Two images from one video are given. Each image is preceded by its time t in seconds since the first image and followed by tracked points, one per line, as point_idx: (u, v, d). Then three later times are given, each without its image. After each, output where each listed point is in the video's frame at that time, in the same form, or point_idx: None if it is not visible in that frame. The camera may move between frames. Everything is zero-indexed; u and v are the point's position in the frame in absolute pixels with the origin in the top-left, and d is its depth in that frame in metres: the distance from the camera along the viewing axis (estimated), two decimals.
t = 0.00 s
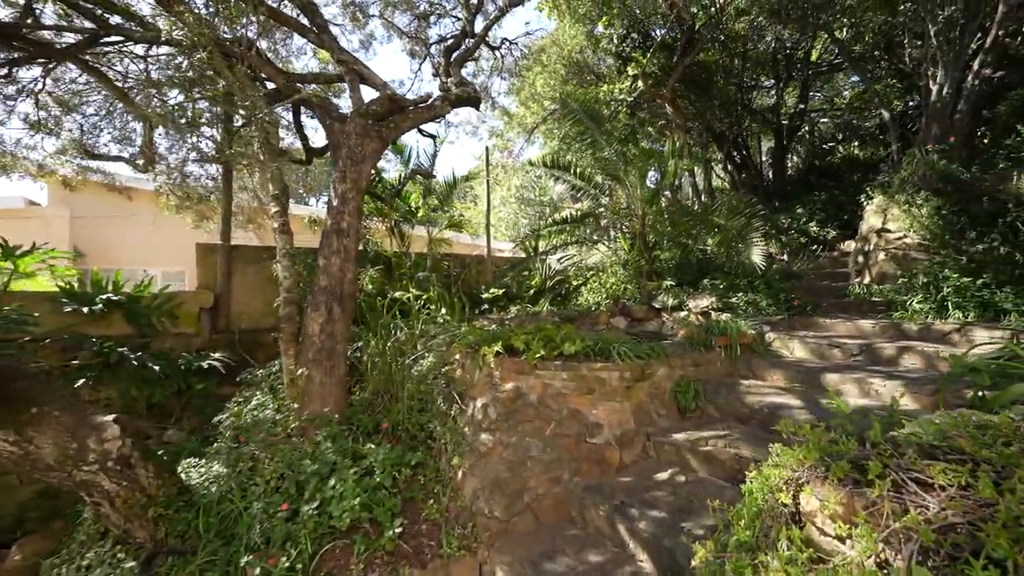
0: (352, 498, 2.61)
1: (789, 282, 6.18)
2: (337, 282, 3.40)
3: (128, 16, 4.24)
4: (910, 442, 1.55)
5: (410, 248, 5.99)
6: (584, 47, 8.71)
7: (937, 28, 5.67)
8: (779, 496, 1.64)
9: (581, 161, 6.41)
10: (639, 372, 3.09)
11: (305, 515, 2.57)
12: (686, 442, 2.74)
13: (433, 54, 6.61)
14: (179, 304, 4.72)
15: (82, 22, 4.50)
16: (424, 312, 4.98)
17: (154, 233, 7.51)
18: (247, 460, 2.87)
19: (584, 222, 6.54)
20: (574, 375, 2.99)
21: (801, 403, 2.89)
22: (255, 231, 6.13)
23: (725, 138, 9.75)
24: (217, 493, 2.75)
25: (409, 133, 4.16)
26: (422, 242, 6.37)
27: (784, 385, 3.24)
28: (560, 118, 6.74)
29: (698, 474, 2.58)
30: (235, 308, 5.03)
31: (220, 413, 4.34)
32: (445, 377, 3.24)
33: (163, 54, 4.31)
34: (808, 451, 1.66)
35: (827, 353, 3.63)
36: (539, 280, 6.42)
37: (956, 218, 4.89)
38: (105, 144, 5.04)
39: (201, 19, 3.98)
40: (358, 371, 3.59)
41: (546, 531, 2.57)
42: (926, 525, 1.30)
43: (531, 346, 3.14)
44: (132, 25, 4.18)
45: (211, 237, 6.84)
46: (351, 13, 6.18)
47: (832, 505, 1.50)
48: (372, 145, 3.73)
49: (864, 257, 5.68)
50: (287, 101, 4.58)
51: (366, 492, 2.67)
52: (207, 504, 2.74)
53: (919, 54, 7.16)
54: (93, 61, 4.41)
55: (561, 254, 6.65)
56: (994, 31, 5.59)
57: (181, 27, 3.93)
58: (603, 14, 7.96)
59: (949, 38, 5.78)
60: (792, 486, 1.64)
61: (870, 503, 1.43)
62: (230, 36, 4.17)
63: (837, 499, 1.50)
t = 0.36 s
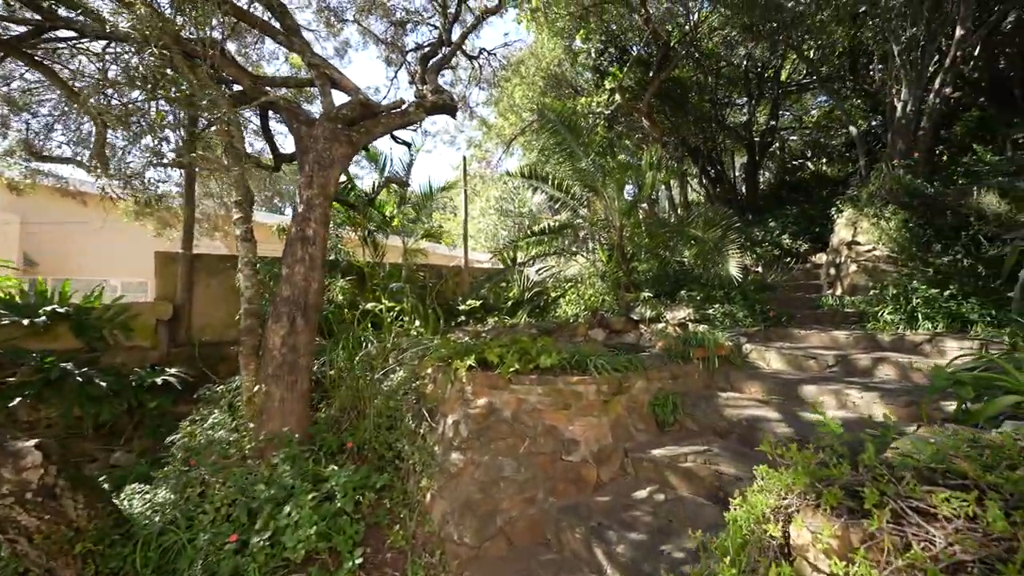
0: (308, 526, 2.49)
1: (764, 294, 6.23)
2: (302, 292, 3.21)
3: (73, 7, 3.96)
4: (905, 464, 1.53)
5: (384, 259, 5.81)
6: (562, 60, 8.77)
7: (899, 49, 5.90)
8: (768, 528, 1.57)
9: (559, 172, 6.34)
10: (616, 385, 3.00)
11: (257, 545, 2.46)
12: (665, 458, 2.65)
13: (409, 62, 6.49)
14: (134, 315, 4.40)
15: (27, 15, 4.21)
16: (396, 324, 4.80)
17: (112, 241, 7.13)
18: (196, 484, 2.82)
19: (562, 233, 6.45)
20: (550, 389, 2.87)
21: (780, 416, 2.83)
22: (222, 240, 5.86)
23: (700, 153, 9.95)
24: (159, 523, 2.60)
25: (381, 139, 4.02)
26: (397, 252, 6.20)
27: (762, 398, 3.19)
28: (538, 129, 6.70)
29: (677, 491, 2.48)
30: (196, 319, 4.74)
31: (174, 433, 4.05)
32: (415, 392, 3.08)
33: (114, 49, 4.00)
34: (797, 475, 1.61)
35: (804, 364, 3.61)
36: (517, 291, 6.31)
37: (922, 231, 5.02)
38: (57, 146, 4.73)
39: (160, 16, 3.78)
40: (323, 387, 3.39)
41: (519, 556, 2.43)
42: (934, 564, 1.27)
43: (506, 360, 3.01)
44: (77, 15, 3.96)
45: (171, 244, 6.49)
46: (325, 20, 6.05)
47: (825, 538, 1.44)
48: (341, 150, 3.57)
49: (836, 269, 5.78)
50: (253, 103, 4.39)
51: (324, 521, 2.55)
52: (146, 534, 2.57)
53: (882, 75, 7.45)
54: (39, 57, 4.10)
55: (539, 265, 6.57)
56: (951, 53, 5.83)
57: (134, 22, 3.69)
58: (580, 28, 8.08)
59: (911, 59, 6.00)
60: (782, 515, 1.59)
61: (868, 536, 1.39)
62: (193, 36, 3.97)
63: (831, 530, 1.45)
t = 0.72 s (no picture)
0: (269, 551, 2.32)
1: (741, 303, 6.31)
2: (268, 300, 3.05)
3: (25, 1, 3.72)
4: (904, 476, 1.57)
5: (359, 267, 5.65)
6: (542, 72, 8.85)
7: (866, 66, 6.11)
8: (762, 550, 1.58)
9: (540, 181, 6.31)
10: (595, 396, 2.92)
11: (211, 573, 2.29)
12: (647, 470, 2.58)
13: (389, 70, 6.38)
14: (88, 323, 4.15)
15: None
16: (371, 334, 4.64)
17: (73, 248, 6.77)
18: (147, 506, 2.62)
19: (543, 242, 6.37)
20: (528, 401, 2.78)
21: (761, 425, 2.80)
22: (190, 247, 5.62)
23: (677, 166, 10.14)
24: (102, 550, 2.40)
25: (357, 144, 3.91)
26: (374, 261, 6.04)
27: (742, 407, 3.17)
28: (518, 138, 6.67)
29: (660, 505, 2.42)
30: (157, 329, 4.47)
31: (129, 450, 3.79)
32: (388, 405, 2.95)
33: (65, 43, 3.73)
34: (791, 492, 1.62)
35: (781, 372, 3.61)
36: (496, 301, 6.26)
37: (891, 242, 5.16)
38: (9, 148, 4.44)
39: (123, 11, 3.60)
40: (290, 400, 3.22)
41: None
42: None
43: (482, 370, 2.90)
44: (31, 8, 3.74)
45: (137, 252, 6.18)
46: (303, 24, 5.93)
47: (824, 560, 1.44)
48: (314, 152, 3.43)
49: (810, 279, 5.90)
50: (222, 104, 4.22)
51: (286, 545, 2.38)
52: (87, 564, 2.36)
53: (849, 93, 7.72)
54: None
55: (519, 274, 6.52)
56: (914, 72, 6.07)
57: (93, 15, 3.50)
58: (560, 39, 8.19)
59: (877, 77, 6.23)
60: (777, 536, 1.59)
61: (868, 555, 1.42)
62: (158, 31, 3.79)
63: (830, 549, 1.45)
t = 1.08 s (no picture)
0: None
1: (714, 311, 6.42)
2: (232, 305, 2.89)
3: None
4: (901, 484, 1.62)
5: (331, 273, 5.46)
6: (520, 81, 8.90)
7: (830, 84, 6.37)
8: (761, 565, 1.59)
9: (517, 188, 6.29)
10: (574, 405, 2.87)
11: None
12: (627, 479, 2.55)
13: (365, 73, 6.26)
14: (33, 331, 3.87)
15: None
16: (342, 341, 4.47)
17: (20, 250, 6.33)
18: (89, 530, 2.41)
19: (521, 250, 6.33)
20: (507, 410, 2.71)
21: (738, 431, 2.81)
22: (148, 250, 5.32)
23: (651, 177, 10.34)
24: None
25: (330, 145, 3.78)
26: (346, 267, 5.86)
27: (719, 413, 3.18)
28: (496, 145, 6.63)
29: (640, 515, 2.38)
30: (110, 336, 4.18)
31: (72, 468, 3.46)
32: (359, 416, 2.82)
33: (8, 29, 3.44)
34: (788, 502, 1.66)
35: (755, 379, 3.65)
36: (473, 309, 6.19)
37: (855, 252, 5.35)
38: None
39: None
40: (254, 412, 3.04)
41: None
42: None
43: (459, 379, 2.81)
44: None
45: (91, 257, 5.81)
46: (276, 24, 5.76)
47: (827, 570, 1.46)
48: (285, 152, 3.28)
49: (779, 287, 6.06)
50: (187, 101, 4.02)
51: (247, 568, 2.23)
52: None
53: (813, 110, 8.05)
54: None
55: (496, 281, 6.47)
56: (874, 92, 6.37)
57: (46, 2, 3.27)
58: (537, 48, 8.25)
59: (840, 95, 6.50)
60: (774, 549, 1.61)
61: (870, 565, 1.44)
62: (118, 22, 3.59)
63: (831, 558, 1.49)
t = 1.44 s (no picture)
0: None
1: (688, 318, 6.52)
2: (195, 310, 2.72)
3: None
4: (904, 493, 1.52)
5: (303, 277, 5.28)
6: (498, 87, 8.91)
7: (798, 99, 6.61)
8: None
9: (496, 193, 6.25)
10: (556, 412, 2.82)
11: None
12: (610, 488, 2.51)
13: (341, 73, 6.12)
14: None
15: None
16: (314, 349, 4.30)
17: None
18: (27, 558, 2.20)
19: (498, 255, 6.29)
20: (487, 419, 2.64)
21: (717, 436, 2.83)
22: (104, 252, 5.00)
23: (626, 185, 10.50)
24: None
25: (303, 145, 3.65)
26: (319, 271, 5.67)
27: (697, 419, 3.20)
28: (474, 150, 6.57)
29: (623, 525, 2.35)
30: (59, 344, 3.88)
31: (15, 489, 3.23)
32: (333, 427, 2.69)
33: None
34: (791, 514, 1.53)
35: (731, 385, 3.70)
36: (449, 315, 6.12)
37: (822, 261, 5.53)
38: None
39: None
40: (219, 424, 2.88)
41: None
42: None
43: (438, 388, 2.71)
44: None
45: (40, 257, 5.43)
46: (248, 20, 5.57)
47: None
48: (255, 150, 3.13)
49: (750, 294, 6.21)
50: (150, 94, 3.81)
51: None
52: None
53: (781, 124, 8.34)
54: None
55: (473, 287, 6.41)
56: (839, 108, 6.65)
57: None
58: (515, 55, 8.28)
59: (808, 110, 6.76)
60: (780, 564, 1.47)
61: None
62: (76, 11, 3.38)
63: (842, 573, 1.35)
